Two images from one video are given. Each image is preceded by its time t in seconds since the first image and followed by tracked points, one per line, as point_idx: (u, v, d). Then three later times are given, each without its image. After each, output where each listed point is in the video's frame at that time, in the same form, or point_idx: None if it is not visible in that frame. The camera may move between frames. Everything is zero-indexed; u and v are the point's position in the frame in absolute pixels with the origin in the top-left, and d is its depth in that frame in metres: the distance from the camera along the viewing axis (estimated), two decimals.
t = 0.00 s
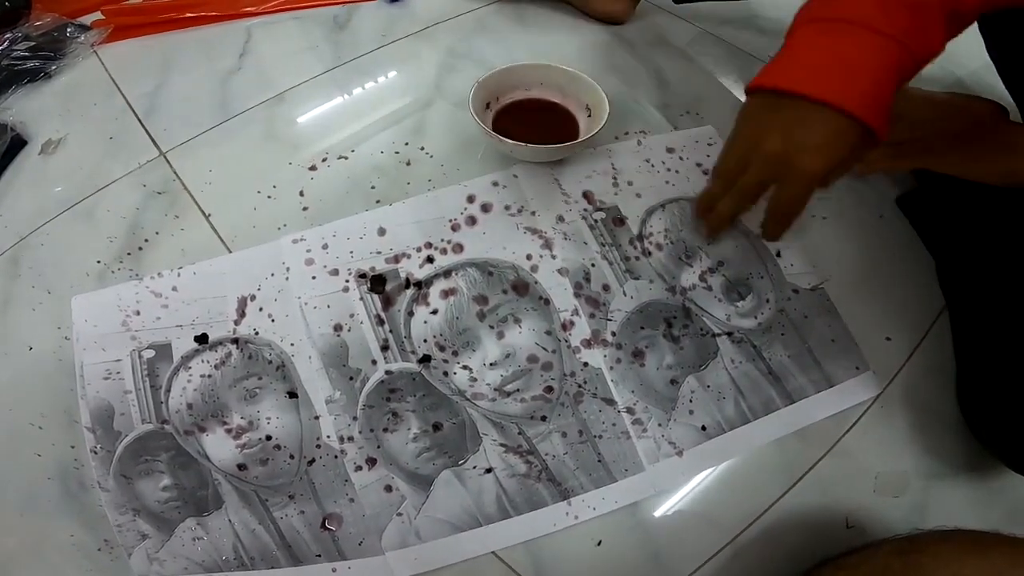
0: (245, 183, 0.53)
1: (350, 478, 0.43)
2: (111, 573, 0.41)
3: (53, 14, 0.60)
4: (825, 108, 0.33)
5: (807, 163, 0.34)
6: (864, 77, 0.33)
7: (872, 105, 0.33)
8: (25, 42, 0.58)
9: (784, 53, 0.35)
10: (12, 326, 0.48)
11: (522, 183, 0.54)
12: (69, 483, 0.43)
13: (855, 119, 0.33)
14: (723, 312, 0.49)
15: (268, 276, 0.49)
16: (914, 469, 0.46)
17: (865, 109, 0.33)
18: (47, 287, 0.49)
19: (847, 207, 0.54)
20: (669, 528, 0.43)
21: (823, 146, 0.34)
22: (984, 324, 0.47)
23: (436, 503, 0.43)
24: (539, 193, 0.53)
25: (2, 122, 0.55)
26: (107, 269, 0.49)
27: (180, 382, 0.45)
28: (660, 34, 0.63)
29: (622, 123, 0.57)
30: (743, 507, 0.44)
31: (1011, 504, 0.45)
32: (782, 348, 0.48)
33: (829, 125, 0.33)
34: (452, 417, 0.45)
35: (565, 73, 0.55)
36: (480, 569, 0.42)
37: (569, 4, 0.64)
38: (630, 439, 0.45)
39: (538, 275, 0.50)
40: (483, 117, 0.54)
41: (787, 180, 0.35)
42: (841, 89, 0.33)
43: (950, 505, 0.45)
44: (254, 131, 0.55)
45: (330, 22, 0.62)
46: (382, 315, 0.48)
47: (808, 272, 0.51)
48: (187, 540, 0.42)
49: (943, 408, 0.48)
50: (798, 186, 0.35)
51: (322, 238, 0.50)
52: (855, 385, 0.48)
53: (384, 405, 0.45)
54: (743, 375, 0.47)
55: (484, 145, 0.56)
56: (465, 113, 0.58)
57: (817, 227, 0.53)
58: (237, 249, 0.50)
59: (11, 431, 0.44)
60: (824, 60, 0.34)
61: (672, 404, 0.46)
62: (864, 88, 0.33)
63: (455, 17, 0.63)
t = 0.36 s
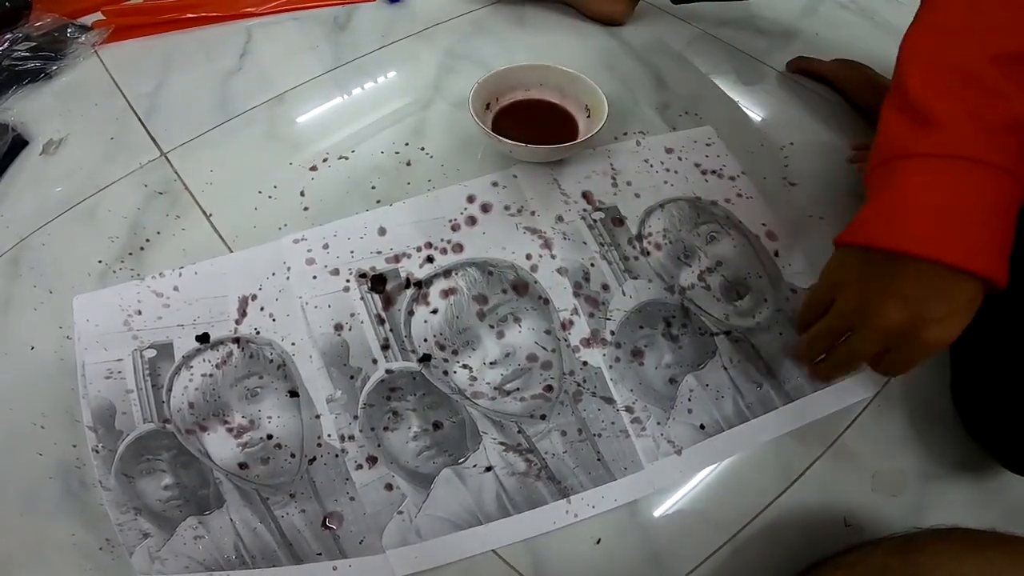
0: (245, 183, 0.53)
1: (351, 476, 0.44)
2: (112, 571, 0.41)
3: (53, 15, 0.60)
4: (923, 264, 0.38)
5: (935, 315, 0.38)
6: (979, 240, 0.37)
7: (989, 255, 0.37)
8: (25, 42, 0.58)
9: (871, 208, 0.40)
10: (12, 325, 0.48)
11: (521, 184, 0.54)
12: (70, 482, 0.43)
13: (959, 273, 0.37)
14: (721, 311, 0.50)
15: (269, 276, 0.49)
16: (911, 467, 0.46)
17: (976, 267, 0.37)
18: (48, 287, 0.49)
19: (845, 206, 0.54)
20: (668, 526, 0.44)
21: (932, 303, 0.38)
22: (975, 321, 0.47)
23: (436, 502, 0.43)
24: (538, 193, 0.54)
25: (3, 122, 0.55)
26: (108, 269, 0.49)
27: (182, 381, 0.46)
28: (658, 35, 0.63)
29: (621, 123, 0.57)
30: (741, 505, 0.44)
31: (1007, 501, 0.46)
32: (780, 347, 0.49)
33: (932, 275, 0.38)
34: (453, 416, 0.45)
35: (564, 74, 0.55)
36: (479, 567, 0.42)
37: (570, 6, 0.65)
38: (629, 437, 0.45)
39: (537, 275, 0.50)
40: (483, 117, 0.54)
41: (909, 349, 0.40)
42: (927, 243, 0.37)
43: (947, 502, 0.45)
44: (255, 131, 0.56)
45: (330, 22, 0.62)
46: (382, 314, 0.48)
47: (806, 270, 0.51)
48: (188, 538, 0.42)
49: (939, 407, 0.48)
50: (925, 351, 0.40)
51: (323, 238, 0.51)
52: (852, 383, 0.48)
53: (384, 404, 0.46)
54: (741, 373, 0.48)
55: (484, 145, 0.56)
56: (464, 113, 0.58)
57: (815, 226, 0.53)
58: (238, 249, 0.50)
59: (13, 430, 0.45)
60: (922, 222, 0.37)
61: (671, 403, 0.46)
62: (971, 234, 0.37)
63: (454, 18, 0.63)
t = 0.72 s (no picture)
0: (244, 182, 0.53)
1: (348, 476, 0.43)
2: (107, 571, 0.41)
3: (52, 13, 0.60)
4: (906, 263, 0.33)
5: (891, 317, 0.34)
6: (953, 232, 0.34)
7: (954, 251, 0.33)
8: (24, 41, 0.58)
9: (824, 194, 0.36)
10: (8, 324, 0.47)
11: (520, 184, 0.54)
12: (65, 481, 0.43)
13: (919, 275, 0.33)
14: (719, 312, 0.50)
15: (266, 275, 0.49)
16: (906, 469, 0.46)
17: (942, 260, 0.33)
18: (44, 286, 0.49)
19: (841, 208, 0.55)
20: (666, 527, 0.44)
21: (892, 299, 0.34)
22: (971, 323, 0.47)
23: (434, 502, 0.43)
24: (537, 194, 0.54)
25: None
26: (105, 268, 0.49)
27: (178, 380, 0.45)
28: (657, 37, 0.64)
29: (620, 124, 0.58)
30: (738, 506, 0.44)
31: (1002, 503, 0.46)
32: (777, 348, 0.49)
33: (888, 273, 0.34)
34: (450, 416, 0.45)
35: (564, 74, 0.55)
36: (477, 568, 0.42)
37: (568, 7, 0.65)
38: (626, 438, 0.45)
39: (535, 276, 0.50)
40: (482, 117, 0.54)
41: (863, 356, 0.34)
42: (884, 229, 0.33)
43: (943, 504, 0.45)
44: (254, 131, 0.56)
45: (329, 22, 0.62)
46: (380, 314, 0.48)
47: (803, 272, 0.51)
48: (184, 538, 0.42)
49: (935, 409, 0.48)
50: (876, 359, 0.35)
51: (321, 237, 0.51)
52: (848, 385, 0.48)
53: (382, 404, 0.46)
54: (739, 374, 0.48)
55: (483, 146, 0.56)
56: (463, 114, 0.58)
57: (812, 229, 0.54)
58: (235, 248, 0.50)
59: (7, 428, 0.44)
60: (910, 215, 0.33)
61: (669, 404, 0.47)
62: (939, 220, 0.33)
63: (453, 19, 0.63)
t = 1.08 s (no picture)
0: (242, 182, 0.53)
1: (346, 477, 0.43)
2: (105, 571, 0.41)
3: (52, 12, 0.60)
4: None
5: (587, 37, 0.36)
6: None
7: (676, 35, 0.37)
8: (23, 40, 0.57)
9: None
10: (6, 325, 0.47)
11: (518, 184, 0.54)
12: (63, 482, 0.43)
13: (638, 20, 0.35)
14: (717, 313, 0.50)
15: (264, 276, 0.49)
16: (904, 470, 0.46)
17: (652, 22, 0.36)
18: (42, 285, 0.49)
19: (839, 210, 0.55)
20: (663, 528, 0.44)
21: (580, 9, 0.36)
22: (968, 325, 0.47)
23: (432, 503, 0.43)
24: (536, 194, 0.54)
25: None
26: (103, 268, 0.49)
27: (176, 381, 0.45)
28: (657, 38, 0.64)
29: (618, 125, 0.58)
30: (735, 507, 0.44)
31: (1000, 505, 0.46)
32: (775, 349, 0.49)
33: None
34: (448, 417, 0.45)
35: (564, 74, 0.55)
36: (474, 568, 0.42)
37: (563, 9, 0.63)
38: (625, 439, 0.45)
39: (534, 276, 0.50)
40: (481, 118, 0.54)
41: None
42: None
43: (940, 506, 0.46)
44: (252, 130, 0.56)
45: (329, 22, 0.62)
46: (379, 314, 0.48)
47: (801, 274, 0.52)
48: (181, 538, 0.42)
49: (933, 411, 0.48)
50: (591, 29, 0.36)
51: (320, 238, 0.51)
52: (847, 387, 0.48)
53: (380, 404, 0.45)
54: (737, 375, 0.48)
55: (482, 146, 0.56)
56: (462, 114, 0.58)
57: (810, 230, 0.54)
58: (234, 248, 0.50)
59: (5, 428, 0.44)
60: None
61: (667, 404, 0.47)
62: None
63: (453, 19, 0.63)
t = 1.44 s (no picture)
0: (240, 182, 0.53)
1: (344, 478, 0.43)
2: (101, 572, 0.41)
3: (50, 12, 0.60)
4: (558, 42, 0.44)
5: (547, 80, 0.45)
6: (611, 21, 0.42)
7: (630, 76, 0.45)
8: (21, 40, 0.57)
9: None
10: (3, 325, 0.47)
11: (517, 185, 0.54)
12: (59, 482, 0.43)
13: (593, 71, 0.44)
14: (717, 314, 0.50)
15: (262, 276, 0.49)
16: (904, 471, 0.46)
17: (607, 71, 0.44)
18: (39, 285, 0.48)
19: (839, 211, 0.55)
20: (663, 529, 0.43)
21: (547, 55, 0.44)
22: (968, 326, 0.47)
23: (430, 503, 0.43)
24: (535, 194, 0.53)
25: None
26: (100, 268, 0.49)
27: (173, 381, 0.45)
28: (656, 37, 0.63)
29: (618, 125, 0.58)
30: (734, 508, 0.44)
31: (999, 507, 0.46)
32: (775, 350, 0.49)
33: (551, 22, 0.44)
34: (447, 417, 0.45)
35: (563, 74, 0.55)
36: (472, 569, 0.42)
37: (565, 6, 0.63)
38: (624, 440, 0.45)
39: (533, 277, 0.50)
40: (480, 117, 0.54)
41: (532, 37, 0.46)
42: None
43: (939, 507, 0.45)
44: (251, 130, 0.55)
45: (328, 21, 0.62)
46: (377, 314, 0.48)
47: (800, 274, 0.52)
48: (179, 539, 0.42)
49: (933, 411, 0.48)
50: (554, 73, 0.45)
51: (318, 238, 0.50)
52: (846, 388, 0.48)
53: (378, 405, 0.45)
54: (736, 376, 0.48)
55: (481, 146, 0.56)
56: (462, 114, 0.58)
57: (810, 231, 0.54)
58: (232, 248, 0.50)
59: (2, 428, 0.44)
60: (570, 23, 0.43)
61: (666, 405, 0.46)
62: None
63: (453, 19, 0.63)
